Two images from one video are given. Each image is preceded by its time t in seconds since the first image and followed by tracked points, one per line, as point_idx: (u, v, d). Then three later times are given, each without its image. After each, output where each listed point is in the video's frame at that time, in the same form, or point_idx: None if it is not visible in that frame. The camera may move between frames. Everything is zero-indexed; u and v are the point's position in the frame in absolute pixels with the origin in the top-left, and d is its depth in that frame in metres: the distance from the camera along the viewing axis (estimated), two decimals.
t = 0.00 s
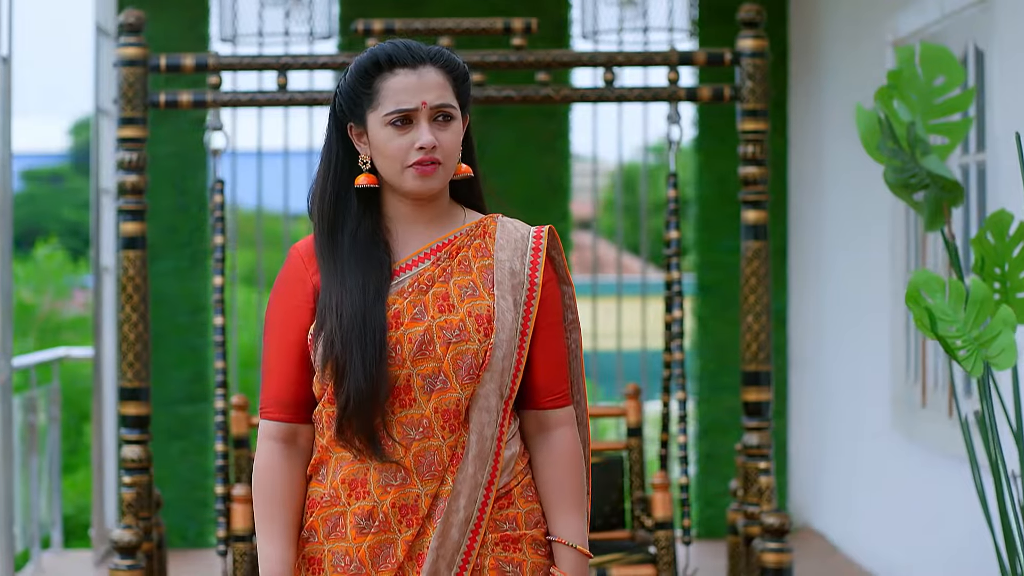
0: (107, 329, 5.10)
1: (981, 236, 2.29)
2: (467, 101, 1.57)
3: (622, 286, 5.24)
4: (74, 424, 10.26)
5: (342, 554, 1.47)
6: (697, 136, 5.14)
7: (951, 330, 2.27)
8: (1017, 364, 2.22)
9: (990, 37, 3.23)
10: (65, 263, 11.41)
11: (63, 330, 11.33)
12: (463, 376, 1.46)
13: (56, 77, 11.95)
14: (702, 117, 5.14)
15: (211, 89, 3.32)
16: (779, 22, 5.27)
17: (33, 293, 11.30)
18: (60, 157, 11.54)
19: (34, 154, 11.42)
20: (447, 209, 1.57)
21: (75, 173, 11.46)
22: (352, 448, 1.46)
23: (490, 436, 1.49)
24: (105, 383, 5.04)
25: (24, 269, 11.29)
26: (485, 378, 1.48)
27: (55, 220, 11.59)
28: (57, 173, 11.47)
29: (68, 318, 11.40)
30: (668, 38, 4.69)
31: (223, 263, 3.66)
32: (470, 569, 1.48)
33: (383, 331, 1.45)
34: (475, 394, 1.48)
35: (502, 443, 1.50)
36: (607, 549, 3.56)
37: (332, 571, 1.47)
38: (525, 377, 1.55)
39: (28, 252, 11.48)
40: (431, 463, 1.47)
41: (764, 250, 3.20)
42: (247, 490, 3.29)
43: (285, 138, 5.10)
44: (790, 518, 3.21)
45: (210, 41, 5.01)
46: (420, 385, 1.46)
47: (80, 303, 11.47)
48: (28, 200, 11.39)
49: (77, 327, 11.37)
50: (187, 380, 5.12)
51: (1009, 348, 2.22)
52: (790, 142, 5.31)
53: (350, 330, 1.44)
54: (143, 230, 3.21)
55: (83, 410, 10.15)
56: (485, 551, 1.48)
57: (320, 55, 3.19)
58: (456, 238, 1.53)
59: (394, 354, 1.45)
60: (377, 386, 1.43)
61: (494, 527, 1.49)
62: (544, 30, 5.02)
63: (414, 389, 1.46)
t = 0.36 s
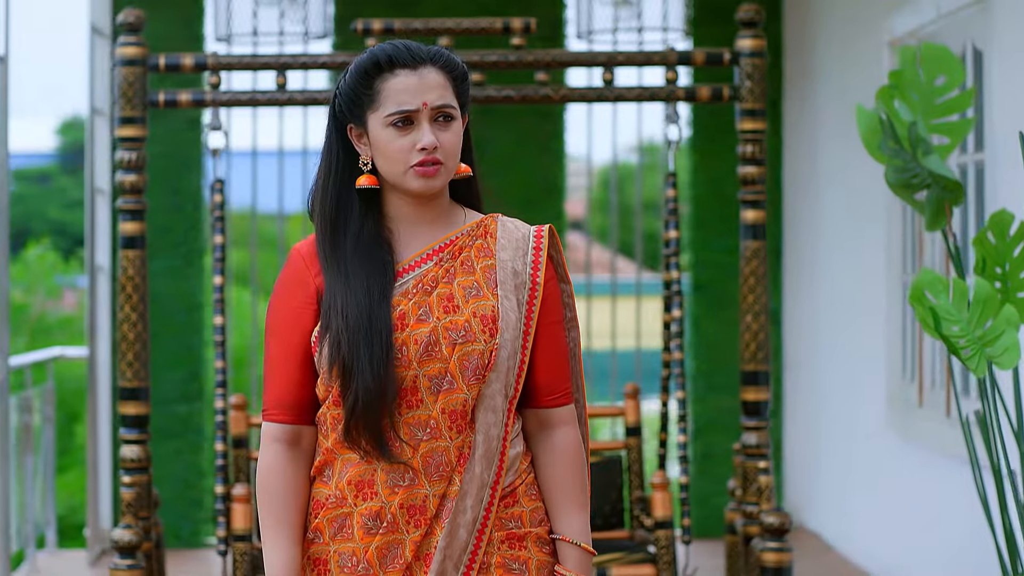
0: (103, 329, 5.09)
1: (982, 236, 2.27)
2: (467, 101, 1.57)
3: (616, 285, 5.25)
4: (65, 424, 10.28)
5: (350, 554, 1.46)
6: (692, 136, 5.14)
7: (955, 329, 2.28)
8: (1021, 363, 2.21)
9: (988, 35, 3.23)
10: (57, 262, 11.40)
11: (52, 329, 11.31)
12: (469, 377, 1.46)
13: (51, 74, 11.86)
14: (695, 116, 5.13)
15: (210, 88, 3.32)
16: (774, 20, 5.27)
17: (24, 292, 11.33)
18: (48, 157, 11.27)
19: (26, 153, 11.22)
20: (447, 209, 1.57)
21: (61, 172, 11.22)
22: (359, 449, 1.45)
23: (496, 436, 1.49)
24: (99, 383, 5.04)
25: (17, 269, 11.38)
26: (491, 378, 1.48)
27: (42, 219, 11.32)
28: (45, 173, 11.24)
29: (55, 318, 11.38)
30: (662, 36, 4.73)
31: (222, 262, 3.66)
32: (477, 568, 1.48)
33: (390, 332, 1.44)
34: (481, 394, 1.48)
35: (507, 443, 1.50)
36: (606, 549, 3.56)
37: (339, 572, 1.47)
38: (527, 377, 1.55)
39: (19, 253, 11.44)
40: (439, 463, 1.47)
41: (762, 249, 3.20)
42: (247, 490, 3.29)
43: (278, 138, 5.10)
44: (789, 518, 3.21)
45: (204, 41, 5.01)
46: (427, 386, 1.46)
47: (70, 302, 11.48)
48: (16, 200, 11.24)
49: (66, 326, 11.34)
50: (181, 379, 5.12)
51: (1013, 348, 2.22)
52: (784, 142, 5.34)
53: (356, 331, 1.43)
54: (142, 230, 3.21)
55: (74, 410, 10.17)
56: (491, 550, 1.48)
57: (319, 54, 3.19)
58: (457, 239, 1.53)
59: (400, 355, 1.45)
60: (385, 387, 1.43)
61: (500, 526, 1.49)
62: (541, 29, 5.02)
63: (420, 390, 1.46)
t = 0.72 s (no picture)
0: (96, 329, 5.09)
1: (981, 236, 2.28)
2: (465, 102, 1.57)
3: (609, 286, 5.23)
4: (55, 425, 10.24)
5: (354, 555, 1.46)
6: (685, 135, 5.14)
7: (955, 329, 2.27)
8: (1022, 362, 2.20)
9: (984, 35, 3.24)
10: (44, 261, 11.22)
11: (38, 329, 11.15)
12: (473, 377, 1.46)
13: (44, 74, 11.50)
14: (688, 116, 5.13)
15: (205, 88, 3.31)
16: (767, 22, 5.30)
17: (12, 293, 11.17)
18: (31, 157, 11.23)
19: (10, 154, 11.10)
20: (446, 210, 1.57)
21: (45, 172, 11.18)
22: (364, 451, 1.45)
23: (500, 436, 1.49)
24: (91, 384, 5.03)
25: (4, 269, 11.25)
26: (494, 378, 1.48)
27: (27, 221, 11.16)
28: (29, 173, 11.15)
29: (41, 318, 11.27)
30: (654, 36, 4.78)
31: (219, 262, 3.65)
32: (482, 568, 1.47)
33: (393, 333, 1.44)
34: (485, 395, 1.48)
35: (510, 442, 1.50)
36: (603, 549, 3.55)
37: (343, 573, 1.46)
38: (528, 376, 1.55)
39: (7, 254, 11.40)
40: (444, 464, 1.46)
41: (758, 249, 3.20)
42: (244, 490, 3.29)
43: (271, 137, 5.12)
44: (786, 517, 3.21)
45: (196, 41, 5.02)
46: (431, 387, 1.45)
47: (57, 303, 11.34)
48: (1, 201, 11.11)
49: (52, 326, 11.19)
50: (173, 380, 5.11)
51: (1014, 347, 2.21)
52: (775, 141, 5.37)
53: (359, 333, 1.43)
54: (138, 230, 3.21)
55: (64, 411, 10.11)
56: (497, 549, 1.48)
57: (316, 54, 3.19)
58: (458, 239, 1.53)
59: (403, 357, 1.45)
60: (389, 388, 1.43)
61: (504, 524, 1.48)
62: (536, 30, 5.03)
63: (424, 390, 1.45)
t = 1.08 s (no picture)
0: (87, 329, 5.08)
1: (978, 235, 2.28)
2: (466, 101, 1.57)
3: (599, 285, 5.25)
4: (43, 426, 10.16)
5: (359, 555, 1.45)
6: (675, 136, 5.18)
7: (956, 329, 2.26)
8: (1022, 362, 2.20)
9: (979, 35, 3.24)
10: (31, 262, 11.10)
11: (25, 329, 10.98)
12: (477, 377, 1.46)
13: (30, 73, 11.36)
14: (681, 116, 5.17)
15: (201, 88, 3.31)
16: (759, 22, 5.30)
17: None
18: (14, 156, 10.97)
19: None
20: (447, 209, 1.57)
21: (28, 173, 10.98)
22: (369, 451, 1.44)
23: (504, 435, 1.49)
24: (81, 385, 5.03)
25: None
26: (498, 378, 1.48)
27: (10, 221, 11.14)
28: (12, 172, 11.01)
29: (29, 318, 11.02)
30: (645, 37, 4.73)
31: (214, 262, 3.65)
32: (487, 567, 1.47)
33: (397, 334, 1.44)
34: (489, 394, 1.48)
35: (514, 442, 1.50)
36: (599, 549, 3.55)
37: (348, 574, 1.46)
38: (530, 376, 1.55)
39: None
40: (450, 464, 1.46)
41: (753, 249, 3.21)
42: (240, 490, 3.29)
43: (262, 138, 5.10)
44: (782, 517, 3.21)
45: (187, 41, 5.02)
46: (435, 387, 1.45)
47: (44, 303, 11.06)
48: None
49: (40, 327, 11.00)
50: (164, 380, 5.12)
51: (1015, 346, 2.20)
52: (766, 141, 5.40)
53: (364, 333, 1.43)
54: (134, 230, 3.20)
55: (53, 413, 10.05)
56: (501, 547, 1.48)
57: (312, 54, 3.18)
58: (461, 239, 1.52)
59: (408, 357, 1.44)
60: (394, 389, 1.42)
61: (509, 522, 1.49)
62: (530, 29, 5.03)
63: (429, 391, 1.45)
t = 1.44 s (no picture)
0: (76, 329, 5.08)
1: (973, 235, 2.27)
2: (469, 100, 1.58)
3: (587, 284, 5.24)
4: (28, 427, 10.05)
5: (364, 555, 1.45)
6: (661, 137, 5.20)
7: (955, 327, 2.26)
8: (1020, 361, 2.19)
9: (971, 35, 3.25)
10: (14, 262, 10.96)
11: (7, 329, 10.76)
12: (483, 377, 1.46)
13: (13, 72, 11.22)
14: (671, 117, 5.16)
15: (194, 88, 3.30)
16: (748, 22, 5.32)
17: None
18: None
19: None
20: (450, 209, 1.56)
21: (9, 173, 10.75)
22: (375, 451, 1.44)
23: (509, 434, 1.48)
24: (70, 385, 5.03)
25: None
26: (503, 377, 1.48)
27: None
28: None
29: (12, 317, 10.81)
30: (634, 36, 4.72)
31: (207, 261, 3.64)
32: (492, 565, 1.47)
33: (403, 334, 1.44)
34: (494, 393, 1.48)
35: (519, 440, 1.50)
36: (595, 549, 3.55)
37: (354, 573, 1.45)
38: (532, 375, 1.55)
39: None
40: (456, 464, 1.46)
41: (746, 249, 3.21)
42: (233, 489, 3.29)
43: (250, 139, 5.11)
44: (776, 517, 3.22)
45: (175, 41, 5.01)
46: (441, 388, 1.45)
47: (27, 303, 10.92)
48: None
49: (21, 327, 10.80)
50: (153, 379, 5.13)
51: (1013, 345, 2.19)
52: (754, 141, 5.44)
53: (370, 334, 1.42)
54: (127, 229, 3.20)
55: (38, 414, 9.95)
56: (505, 545, 1.48)
57: (305, 53, 3.19)
58: (463, 239, 1.52)
59: (414, 358, 1.44)
60: (400, 389, 1.42)
61: (513, 521, 1.49)
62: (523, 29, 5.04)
63: (435, 391, 1.45)
